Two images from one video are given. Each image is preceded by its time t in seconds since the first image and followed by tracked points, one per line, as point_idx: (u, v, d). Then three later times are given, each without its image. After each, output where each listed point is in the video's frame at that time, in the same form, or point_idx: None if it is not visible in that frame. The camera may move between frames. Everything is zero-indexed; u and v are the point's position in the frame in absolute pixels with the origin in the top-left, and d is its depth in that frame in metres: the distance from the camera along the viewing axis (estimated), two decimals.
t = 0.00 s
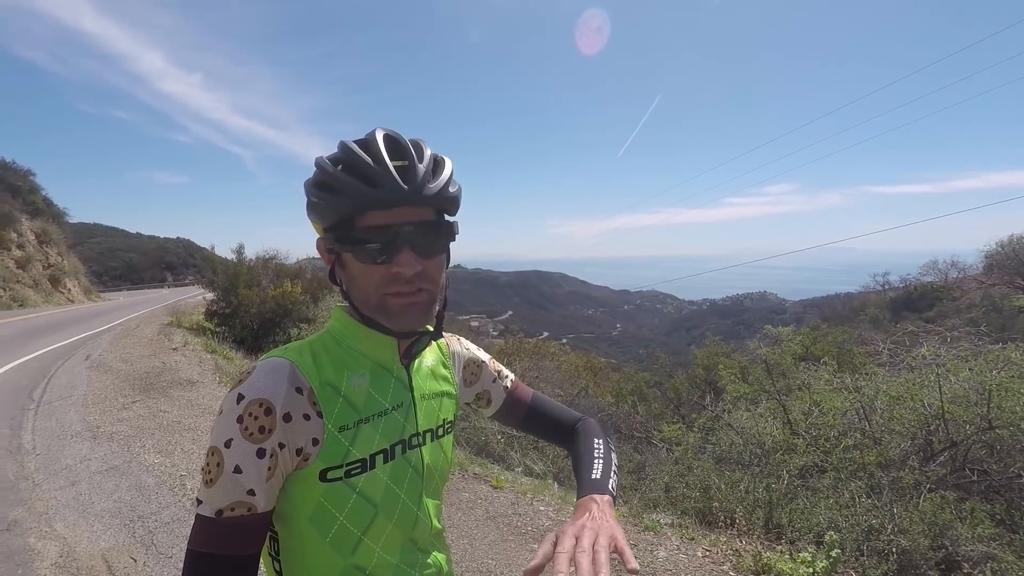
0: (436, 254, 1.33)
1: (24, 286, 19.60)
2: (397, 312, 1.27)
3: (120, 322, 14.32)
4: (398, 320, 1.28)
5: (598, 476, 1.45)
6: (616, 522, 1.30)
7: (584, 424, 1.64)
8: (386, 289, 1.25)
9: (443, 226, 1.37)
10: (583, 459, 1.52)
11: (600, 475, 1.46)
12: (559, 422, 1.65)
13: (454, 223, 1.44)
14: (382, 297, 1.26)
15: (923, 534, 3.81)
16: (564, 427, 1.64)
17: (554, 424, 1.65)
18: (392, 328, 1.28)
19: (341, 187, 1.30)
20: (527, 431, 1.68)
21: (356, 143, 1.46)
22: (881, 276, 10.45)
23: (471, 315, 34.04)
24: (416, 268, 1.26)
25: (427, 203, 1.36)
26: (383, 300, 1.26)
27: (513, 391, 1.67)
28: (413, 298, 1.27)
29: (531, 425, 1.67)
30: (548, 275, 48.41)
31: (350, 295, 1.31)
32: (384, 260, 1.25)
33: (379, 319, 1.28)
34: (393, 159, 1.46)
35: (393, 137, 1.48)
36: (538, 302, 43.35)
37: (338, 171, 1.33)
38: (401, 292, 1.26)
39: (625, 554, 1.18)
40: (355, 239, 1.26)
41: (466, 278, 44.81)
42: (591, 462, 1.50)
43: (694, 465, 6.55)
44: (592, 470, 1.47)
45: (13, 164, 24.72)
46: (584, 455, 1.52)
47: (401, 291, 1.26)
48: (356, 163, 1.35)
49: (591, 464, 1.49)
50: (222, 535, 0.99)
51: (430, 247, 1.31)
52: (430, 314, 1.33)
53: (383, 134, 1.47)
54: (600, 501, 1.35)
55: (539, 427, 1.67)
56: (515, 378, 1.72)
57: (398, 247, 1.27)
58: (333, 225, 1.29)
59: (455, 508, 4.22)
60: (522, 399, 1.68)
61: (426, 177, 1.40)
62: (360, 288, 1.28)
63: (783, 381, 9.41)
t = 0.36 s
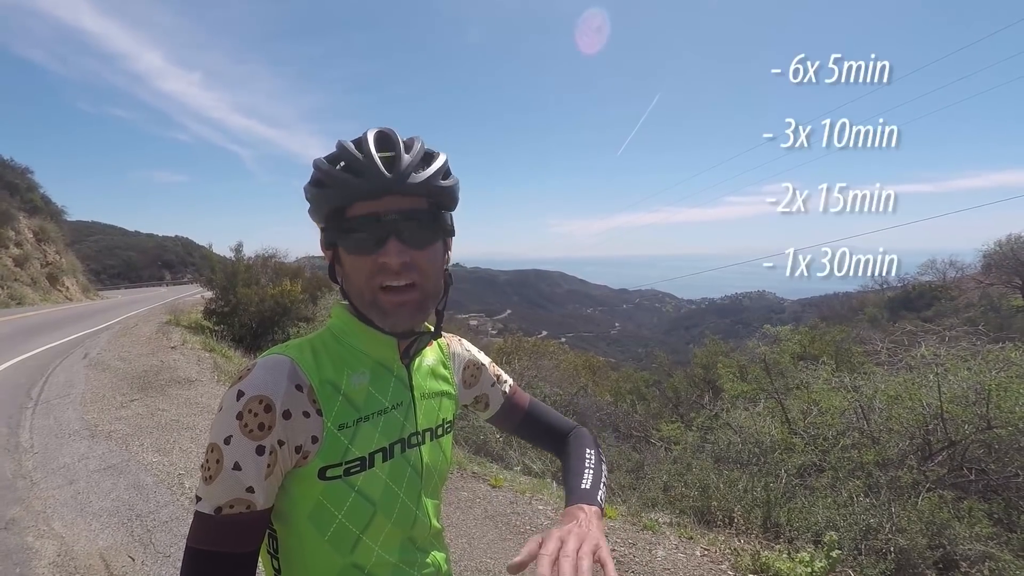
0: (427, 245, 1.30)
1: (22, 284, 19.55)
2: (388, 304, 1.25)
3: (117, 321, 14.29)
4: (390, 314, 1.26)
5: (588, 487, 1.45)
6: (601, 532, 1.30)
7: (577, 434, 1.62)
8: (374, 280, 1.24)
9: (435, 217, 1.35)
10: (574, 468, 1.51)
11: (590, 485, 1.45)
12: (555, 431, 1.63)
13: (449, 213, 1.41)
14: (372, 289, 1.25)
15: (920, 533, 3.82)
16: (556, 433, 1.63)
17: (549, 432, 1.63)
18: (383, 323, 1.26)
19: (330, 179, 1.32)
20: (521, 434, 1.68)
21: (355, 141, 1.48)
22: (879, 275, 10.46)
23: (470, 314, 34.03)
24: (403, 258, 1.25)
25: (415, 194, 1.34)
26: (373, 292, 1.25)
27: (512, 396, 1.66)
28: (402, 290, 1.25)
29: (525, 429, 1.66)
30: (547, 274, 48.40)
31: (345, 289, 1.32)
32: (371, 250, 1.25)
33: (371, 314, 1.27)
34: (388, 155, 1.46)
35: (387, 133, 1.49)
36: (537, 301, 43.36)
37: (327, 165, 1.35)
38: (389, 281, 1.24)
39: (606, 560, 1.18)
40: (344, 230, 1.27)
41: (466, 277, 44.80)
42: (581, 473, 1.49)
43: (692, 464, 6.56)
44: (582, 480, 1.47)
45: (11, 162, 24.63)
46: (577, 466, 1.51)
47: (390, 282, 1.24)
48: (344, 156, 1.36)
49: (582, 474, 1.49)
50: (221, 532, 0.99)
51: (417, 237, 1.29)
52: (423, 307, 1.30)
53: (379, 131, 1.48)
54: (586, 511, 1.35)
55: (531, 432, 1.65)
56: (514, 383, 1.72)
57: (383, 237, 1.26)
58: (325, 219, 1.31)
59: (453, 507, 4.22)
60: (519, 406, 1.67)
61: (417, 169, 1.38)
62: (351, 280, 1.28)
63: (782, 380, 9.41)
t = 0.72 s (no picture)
0: (420, 255, 1.31)
1: (21, 285, 19.53)
2: (389, 320, 1.26)
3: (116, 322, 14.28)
4: (391, 327, 1.26)
5: (596, 501, 1.44)
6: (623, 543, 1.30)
7: (570, 451, 1.61)
8: (373, 297, 1.25)
9: (423, 227, 1.35)
10: (575, 484, 1.50)
11: (596, 500, 1.45)
12: (548, 445, 1.61)
13: (435, 218, 1.41)
14: (373, 306, 1.25)
15: (920, 536, 3.82)
16: (548, 451, 1.59)
17: (544, 446, 1.61)
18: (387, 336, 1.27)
19: (313, 205, 1.31)
20: (511, 448, 1.63)
21: (331, 153, 1.46)
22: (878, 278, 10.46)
23: (469, 315, 34.03)
24: (398, 275, 1.25)
25: (400, 205, 1.33)
26: (374, 308, 1.25)
27: (506, 408, 1.64)
28: (402, 306, 1.26)
29: (517, 442, 1.62)
30: (547, 276, 48.42)
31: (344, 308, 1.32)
32: (364, 271, 1.25)
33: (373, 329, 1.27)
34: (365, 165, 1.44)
35: (363, 142, 1.47)
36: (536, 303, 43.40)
37: (307, 190, 1.33)
38: (387, 299, 1.25)
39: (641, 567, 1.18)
40: (335, 255, 1.27)
41: (465, 278, 44.81)
42: (585, 488, 1.48)
43: (692, 466, 6.57)
44: (589, 495, 1.46)
45: (10, 163, 24.61)
46: (577, 481, 1.50)
47: (387, 299, 1.25)
48: (323, 176, 1.34)
49: (586, 490, 1.48)
50: (221, 533, 0.99)
51: (408, 250, 1.28)
52: (423, 316, 1.31)
53: (354, 141, 1.46)
54: (601, 524, 1.34)
55: (527, 448, 1.61)
56: (509, 396, 1.70)
57: (376, 257, 1.26)
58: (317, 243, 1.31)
59: (452, 509, 4.22)
60: (513, 418, 1.64)
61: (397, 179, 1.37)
62: (349, 302, 1.28)
63: (781, 382, 9.42)
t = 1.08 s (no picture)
0: (422, 256, 1.30)
1: (23, 286, 19.58)
2: (388, 320, 1.26)
3: (118, 323, 14.30)
4: (390, 327, 1.27)
5: (593, 506, 1.44)
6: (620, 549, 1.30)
7: (569, 452, 1.61)
8: (373, 296, 1.25)
9: (427, 229, 1.35)
10: (573, 486, 1.50)
11: (594, 505, 1.45)
12: (547, 447, 1.61)
13: (440, 220, 1.41)
14: (373, 305, 1.26)
15: (923, 534, 3.81)
16: (547, 452, 1.59)
17: (542, 448, 1.60)
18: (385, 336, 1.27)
19: (317, 199, 1.30)
20: (511, 449, 1.63)
21: (339, 148, 1.45)
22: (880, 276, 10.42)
23: (470, 315, 34.06)
24: (399, 275, 1.25)
25: (404, 206, 1.33)
26: (374, 307, 1.26)
27: (506, 409, 1.64)
28: (401, 307, 1.26)
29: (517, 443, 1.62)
30: (548, 275, 48.40)
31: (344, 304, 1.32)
32: (365, 269, 1.25)
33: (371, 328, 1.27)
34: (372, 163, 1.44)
35: (371, 139, 1.46)
36: (538, 302, 43.39)
37: (313, 183, 1.33)
38: (387, 299, 1.25)
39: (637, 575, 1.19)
40: (337, 251, 1.27)
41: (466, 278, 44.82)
42: (583, 492, 1.48)
43: (694, 465, 6.56)
44: (587, 500, 1.46)
45: (11, 165, 24.65)
46: (575, 484, 1.50)
47: (386, 299, 1.25)
48: (330, 171, 1.34)
49: (584, 493, 1.48)
50: (221, 533, 0.99)
51: (411, 251, 1.28)
52: (421, 317, 1.31)
53: (363, 137, 1.45)
54: (598, 530, 1.34)
55: (525, 449, 1.61)
56: (509, 397, 1.70)
57: (377, 255, 1.26)
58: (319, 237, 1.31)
59: (454, 509, 4.22)
60: (513, 419, 1.64)
61: (403, 179, 1.37)
62: (350, 298, 1.28)
63: (783, 380, 9.40)
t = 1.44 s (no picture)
0: (429, 258, 1.31)
1: (24, 285, 19.62)
2: (392, 320, 1.27)
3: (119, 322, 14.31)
4: (394, 327, 1.27)
5: (588, 510, 1.44)
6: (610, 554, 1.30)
7: (568, 456, 1.61)
8: (379, 295, 1.25)
9: (435, 230, 1.35)
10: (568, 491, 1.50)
11: (588, 509, 1.45)
12: (545, 450, 1.61)
13: (448, 222, 1.42)
14: (378, 304, 1.26)
15: (923, 538, 3.81)
16: (546, 456, 1.60)
17: (540, 452, 1.61)
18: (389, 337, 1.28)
19: (328, 196, 1.30)
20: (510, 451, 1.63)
21: (351, 148, 1.46)
22: (880, 279, 10.39)
23: (470, 316, 34.07)
24: (406, 274, 1.26)
25: (414, 207, 1.34)
26: (378, 306, 1.26)
27: (506, 412, 1.64)
28: (407, 306, 1.26)
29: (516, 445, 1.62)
30: (549, 277, 48.43)
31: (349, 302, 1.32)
32: (373, 268, 1.25)
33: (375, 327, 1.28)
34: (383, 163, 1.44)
35: (383, 140, 1.47)
36: (538, 304, 43.40)
37: (324, 180, 1.33)
38: (393, 298, 1.25)
39: None
40: (345, 248, 1.27)
41: (467, 279, 44.82)
42: (578, 497, 1.48)
43: (693, 468, 6.56)
44: (581, 504, 1.45)
45: (13, 164, 24.72)
46: (570, 488, 1.50)
47: (392, 298, 1.25)
48: (342, 169, 1.34)
49: (579, 498, 1.47)
50: (222, 532, 0.99)
51: (419, 252, 1.29)
52: (426, 318, 1.32)
53: (374, 138, 1.46)
54: (590, 534, 1.34)
55: (523, 452, 1.61)
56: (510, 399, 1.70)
57: (385, 254, 1.26)
58: (327, 233, 1.31)
59: (454, 510, 4.22)
60: (512, 422, 1.65)
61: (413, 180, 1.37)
62: (355, 296, 1.29)
63: (783, 383, 9.41)
